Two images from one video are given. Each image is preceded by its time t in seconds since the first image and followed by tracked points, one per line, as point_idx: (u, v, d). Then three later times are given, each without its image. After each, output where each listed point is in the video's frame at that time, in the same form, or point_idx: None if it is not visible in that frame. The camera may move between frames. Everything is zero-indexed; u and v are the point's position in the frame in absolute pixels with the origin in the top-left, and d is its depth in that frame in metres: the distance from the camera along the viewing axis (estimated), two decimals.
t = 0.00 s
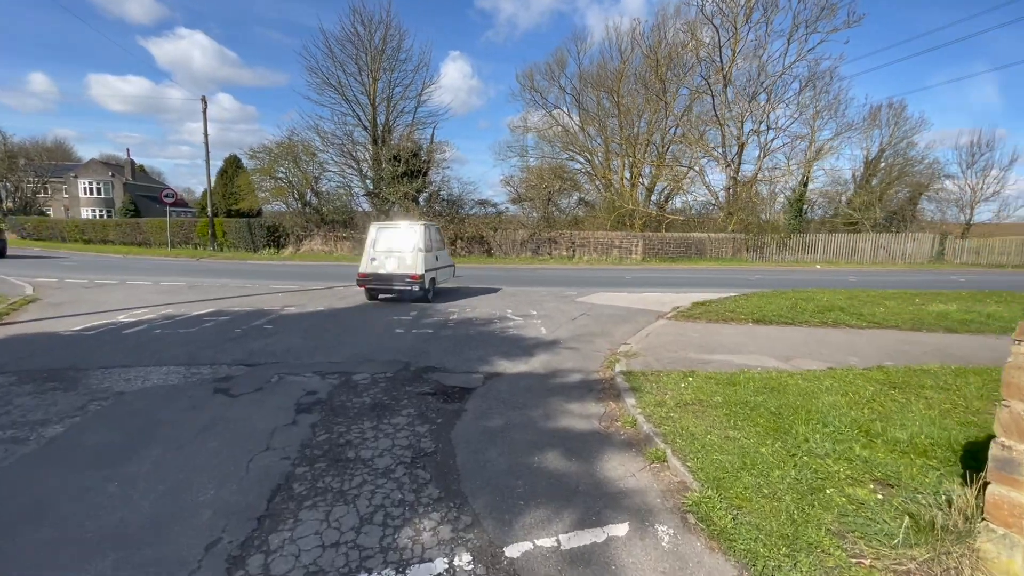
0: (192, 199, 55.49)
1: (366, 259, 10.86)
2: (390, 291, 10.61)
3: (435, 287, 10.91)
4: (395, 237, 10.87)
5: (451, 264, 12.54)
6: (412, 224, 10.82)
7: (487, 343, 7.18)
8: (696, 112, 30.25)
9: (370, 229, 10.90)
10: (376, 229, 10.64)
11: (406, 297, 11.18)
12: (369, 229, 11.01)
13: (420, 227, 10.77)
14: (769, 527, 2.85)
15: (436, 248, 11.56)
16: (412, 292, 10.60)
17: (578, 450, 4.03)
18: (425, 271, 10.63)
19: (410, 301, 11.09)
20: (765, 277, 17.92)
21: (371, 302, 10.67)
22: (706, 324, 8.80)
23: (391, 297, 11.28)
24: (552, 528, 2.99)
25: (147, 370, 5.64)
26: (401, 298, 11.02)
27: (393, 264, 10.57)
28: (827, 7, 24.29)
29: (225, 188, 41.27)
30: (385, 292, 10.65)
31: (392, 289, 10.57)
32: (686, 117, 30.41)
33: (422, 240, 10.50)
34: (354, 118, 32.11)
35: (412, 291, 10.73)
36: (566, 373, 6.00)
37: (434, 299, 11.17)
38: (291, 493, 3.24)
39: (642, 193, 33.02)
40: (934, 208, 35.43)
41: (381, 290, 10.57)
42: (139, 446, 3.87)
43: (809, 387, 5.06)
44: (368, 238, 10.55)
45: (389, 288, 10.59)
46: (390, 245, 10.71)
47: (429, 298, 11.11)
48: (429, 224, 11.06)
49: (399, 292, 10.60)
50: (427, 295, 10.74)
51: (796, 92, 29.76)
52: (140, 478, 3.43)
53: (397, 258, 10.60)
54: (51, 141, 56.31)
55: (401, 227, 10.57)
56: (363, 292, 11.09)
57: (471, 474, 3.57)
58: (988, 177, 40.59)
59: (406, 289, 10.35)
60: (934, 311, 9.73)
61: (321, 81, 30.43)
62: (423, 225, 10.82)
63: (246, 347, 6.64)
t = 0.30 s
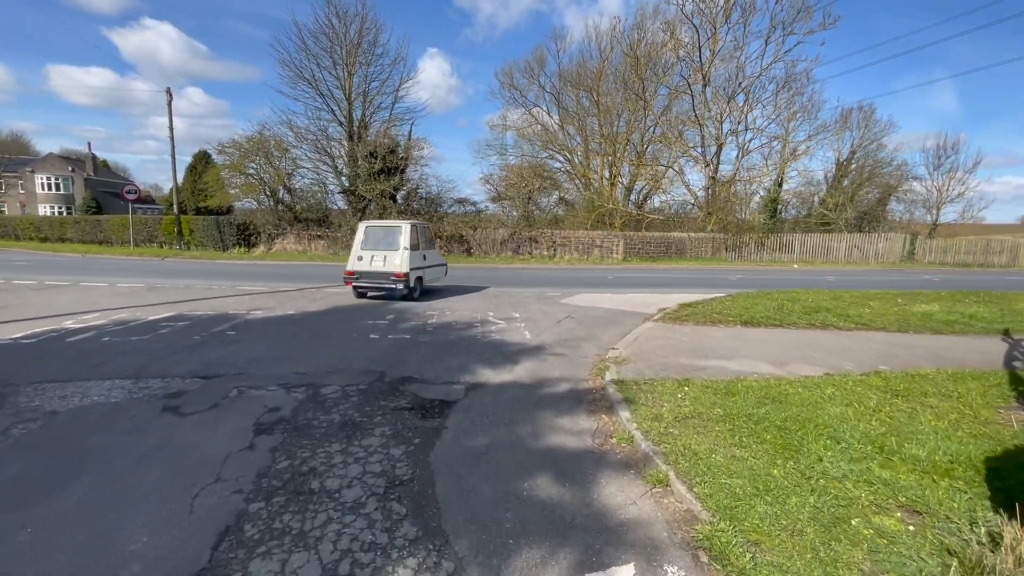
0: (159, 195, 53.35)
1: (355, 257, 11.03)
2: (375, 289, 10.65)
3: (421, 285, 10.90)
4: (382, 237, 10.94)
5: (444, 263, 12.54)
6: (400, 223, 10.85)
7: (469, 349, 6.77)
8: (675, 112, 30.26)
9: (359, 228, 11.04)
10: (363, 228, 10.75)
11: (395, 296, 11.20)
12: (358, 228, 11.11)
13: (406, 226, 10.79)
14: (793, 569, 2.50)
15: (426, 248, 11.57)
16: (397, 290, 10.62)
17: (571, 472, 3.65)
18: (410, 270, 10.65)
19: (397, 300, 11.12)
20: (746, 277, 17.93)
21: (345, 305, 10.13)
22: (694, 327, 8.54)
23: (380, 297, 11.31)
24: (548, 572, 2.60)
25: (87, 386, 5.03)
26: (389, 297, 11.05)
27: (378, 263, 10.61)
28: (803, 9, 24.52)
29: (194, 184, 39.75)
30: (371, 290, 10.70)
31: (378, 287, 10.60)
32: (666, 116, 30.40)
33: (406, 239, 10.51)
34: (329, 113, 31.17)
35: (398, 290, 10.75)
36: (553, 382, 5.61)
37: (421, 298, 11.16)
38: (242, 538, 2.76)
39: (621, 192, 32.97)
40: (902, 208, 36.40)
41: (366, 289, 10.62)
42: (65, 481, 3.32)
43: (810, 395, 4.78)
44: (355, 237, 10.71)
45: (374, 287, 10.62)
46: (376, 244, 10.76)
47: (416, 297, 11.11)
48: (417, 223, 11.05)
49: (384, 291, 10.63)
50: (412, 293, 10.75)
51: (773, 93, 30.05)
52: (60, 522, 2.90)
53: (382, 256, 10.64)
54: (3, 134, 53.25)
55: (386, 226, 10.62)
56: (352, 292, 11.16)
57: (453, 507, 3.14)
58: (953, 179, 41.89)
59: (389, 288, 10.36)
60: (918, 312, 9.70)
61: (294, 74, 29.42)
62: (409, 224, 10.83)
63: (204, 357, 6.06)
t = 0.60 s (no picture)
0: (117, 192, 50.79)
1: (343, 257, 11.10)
2: (360, 289, 10.63)
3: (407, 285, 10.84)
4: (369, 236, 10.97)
5: (436, 263, 12.45)
6: (386, 223, 10.82)
7: (444, 361, 6.23)
8: (651, 112, 30.23)
9: (347, 228, 11.12)
10: (350, 228, 10.79)
11: (382, 296, 11.17)
12: (346, 228, 11.16)
13: (391, 225, 10.78)
14: None
15: (414, 247, 11.53)
16: (381, 289, 10.58)
17: (563, 510, 3.20)
18: (395, 270, 10.59)
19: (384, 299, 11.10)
20: (723, 278, 17.93)
21: (312, 310, 9.48)
22: (680, 332, 8.23)
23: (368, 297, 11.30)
24: None
25: None
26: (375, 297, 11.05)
27: (363, 263, 10.60)
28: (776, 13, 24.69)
29: (154, 180, 37.86)
30: (356, 289, 10.69)
31: (362, 286, 10.59)
32: (642, 116, 30.31)
33: (391, 238, 10.48)
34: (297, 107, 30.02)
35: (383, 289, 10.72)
36: (538, 398, 5.15)
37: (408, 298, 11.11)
38: None
39: (597, 192, 32.83)
40: (868, 210, 37.44)
41: (351, 288, 10.62)
42: None
43: (814, 411, 4.45)
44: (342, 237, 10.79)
45: (359, 286, 10.61)
46: (362, 243, 10.77)
47: (403, 297, 11.06)
48: (404, 223, 10.97)
49: (369, 291, 10.61)
50: (397, 293, 10.71)
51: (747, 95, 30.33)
52: None
53: (367, 256, 10.64)
54: None
55: (371, 225, 10.60)
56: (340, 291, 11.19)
57: (427, 563, 2.64)
58: (914, 182, 43.38)
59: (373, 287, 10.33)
60: (900, 315, 9.64)
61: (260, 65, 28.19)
62: (395, 224, 10.77)
63: (145, 374, 5.38)
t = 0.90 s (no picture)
0: (65, 187, 47.78)
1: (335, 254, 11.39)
2: (348, 286, 10.91)
3: (394, 283, 11.01)
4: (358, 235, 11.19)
5: (427, 262, 12.61)
6: (374, 223, 10.98)
7: (420, 370, 5.77)
8: (623, 113, 30.28)
9: (339, 226, 11.39)
10: (339, 226, 11.04)
11: (370, 293, 11.40)
12: (337, 227, 11.41)
13: (378, 225, 10.92)
14: None
15: (403, 246, 11.68)
16: (368, 287, 10.79)
17: (561, 549, 2.78)
18: (381, 268, 10.79)
19: (372, 297, 11.32)
20: (698, 278, 17.97)
21: (275, 313, 8.84)
22: (664, 335, 7.98)
23: (357, 294, 11.54)
24: None
25: None
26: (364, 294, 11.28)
27: (351, 261, 10.85)
28: (745, 16, 25.01)
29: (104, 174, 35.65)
30: (344, 287, 10.94)
31: (349, 284, 10.83)
32: (614, 116, 30.33)
33: (376, 238, 10.66)
34: (260, 100, 28.75)
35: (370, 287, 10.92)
36: (523, 411, 4.73)
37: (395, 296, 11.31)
38: None
39: (570, 191, 32.68)
40: (829, 211, 38.66)
41: (339, 286, 10.88)
42: None
43: (816, 422, 4.20)
44: (332, 235, 11.08)
45: (347, 284, 10.86)
46: (350, 242, 10.99)
47: (390, 295, 11.25)
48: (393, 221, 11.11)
49: (356, 288, 10.83)
50: (383, 290, 10.90)
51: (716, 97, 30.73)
52: None
53: (354, 254, 10.86)
54: None
55: (358, 225, 10.80)
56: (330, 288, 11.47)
57: None
58: (872, 185, 45.06)
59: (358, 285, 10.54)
60: (876, 315, 9.68)
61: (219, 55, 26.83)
62: (382, 223, 10.92)
63: (74, 392, 4.70)
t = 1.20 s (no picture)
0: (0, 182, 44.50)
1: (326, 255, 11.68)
2: (338, 285, 11.17)
3: (381, 283, 11.26)
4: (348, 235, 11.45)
5: (419, 262, 12.79)
6: (364, 223, 11.22)
7: (390, 384, 5.33)
8: (592, 113, 30.31)
9: (331, 227, 11.69)
10: (330, 227, 11.35)
11: (360, 292, 11.67)
12: (329, 227, 11.72)
13: (367, 226, 11.15)
14: None
15: (393, 246, 11.87)
16: (355, 286, 11.06)
17: None
18: (369, 268, 11.02)
19: (362, 296, 11.59)
20: (669, 278, 18.08)
21: (232, 321, 8.21)
22: (643, 340, 7.78)
23: (349, 293, 11.85)
24: None
25: None
26: (353, 293, 11.60)
27: (341, 261, 11.13)
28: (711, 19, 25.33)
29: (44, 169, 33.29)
30: (333, 286, 11.25)
31: (337, 284, 11.13)
32: (583, 116, 30.31)
33: (364, 239, 10.90)
34: (216, 93, 27.35)
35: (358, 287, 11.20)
36: (503, 429, 4.37)
37: (384, 295, 11.57)
38: None
39: (539, 190, 32.47)
40: (789, 212, 39.91)
41: (328, 285, 11.19)
42: None
43: (812, 436, 4.03)
44: (323, 236, 11.38)
45: (336, 283, 11.16)
46: (339, 242, 11.26)
47: (378, 294, 11.51)
48: (382, 222, 11.33)
49: (344, 288, 11.11)
50: (371, 290, 11.15)
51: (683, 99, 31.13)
52: None
53: (343, 254, 11.14)
54: None
55: (346, 226, 11.03)
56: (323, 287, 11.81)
57: None
58: (829, 187, 46.83)
59: (346, 285, 10.82)
60: (847, 316, 9.80)
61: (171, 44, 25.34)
62: (371, 223, 11.14)
63: None
